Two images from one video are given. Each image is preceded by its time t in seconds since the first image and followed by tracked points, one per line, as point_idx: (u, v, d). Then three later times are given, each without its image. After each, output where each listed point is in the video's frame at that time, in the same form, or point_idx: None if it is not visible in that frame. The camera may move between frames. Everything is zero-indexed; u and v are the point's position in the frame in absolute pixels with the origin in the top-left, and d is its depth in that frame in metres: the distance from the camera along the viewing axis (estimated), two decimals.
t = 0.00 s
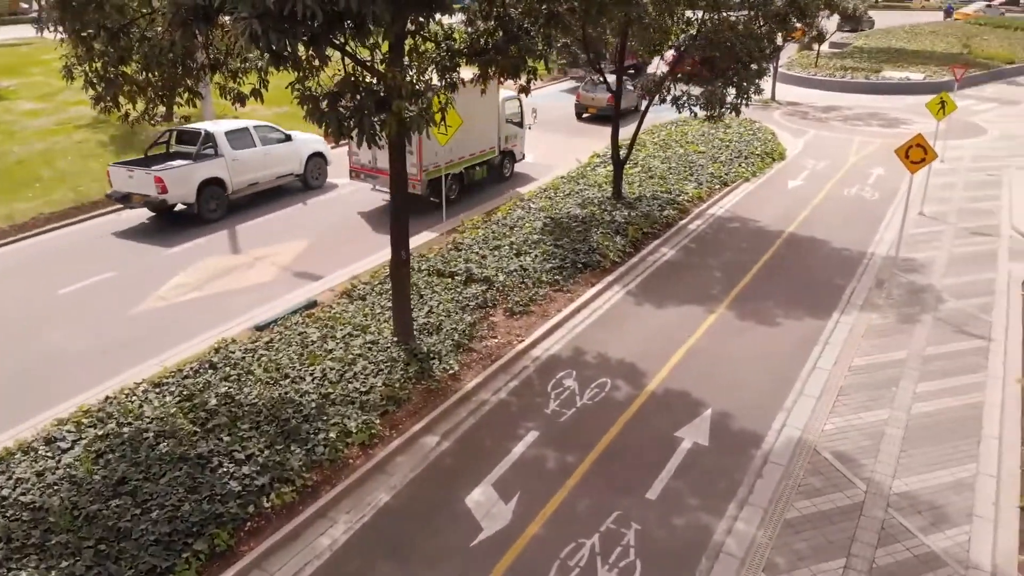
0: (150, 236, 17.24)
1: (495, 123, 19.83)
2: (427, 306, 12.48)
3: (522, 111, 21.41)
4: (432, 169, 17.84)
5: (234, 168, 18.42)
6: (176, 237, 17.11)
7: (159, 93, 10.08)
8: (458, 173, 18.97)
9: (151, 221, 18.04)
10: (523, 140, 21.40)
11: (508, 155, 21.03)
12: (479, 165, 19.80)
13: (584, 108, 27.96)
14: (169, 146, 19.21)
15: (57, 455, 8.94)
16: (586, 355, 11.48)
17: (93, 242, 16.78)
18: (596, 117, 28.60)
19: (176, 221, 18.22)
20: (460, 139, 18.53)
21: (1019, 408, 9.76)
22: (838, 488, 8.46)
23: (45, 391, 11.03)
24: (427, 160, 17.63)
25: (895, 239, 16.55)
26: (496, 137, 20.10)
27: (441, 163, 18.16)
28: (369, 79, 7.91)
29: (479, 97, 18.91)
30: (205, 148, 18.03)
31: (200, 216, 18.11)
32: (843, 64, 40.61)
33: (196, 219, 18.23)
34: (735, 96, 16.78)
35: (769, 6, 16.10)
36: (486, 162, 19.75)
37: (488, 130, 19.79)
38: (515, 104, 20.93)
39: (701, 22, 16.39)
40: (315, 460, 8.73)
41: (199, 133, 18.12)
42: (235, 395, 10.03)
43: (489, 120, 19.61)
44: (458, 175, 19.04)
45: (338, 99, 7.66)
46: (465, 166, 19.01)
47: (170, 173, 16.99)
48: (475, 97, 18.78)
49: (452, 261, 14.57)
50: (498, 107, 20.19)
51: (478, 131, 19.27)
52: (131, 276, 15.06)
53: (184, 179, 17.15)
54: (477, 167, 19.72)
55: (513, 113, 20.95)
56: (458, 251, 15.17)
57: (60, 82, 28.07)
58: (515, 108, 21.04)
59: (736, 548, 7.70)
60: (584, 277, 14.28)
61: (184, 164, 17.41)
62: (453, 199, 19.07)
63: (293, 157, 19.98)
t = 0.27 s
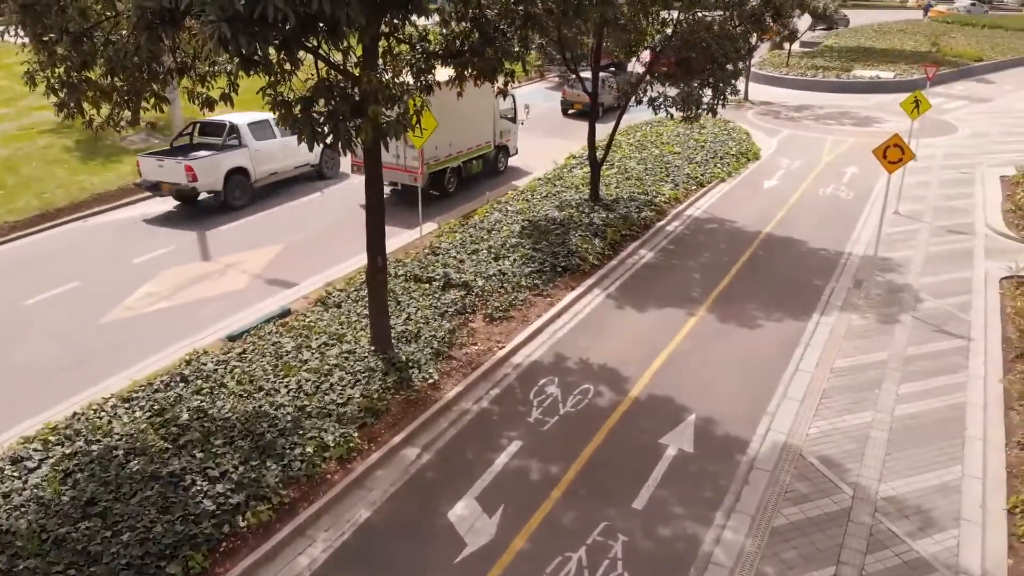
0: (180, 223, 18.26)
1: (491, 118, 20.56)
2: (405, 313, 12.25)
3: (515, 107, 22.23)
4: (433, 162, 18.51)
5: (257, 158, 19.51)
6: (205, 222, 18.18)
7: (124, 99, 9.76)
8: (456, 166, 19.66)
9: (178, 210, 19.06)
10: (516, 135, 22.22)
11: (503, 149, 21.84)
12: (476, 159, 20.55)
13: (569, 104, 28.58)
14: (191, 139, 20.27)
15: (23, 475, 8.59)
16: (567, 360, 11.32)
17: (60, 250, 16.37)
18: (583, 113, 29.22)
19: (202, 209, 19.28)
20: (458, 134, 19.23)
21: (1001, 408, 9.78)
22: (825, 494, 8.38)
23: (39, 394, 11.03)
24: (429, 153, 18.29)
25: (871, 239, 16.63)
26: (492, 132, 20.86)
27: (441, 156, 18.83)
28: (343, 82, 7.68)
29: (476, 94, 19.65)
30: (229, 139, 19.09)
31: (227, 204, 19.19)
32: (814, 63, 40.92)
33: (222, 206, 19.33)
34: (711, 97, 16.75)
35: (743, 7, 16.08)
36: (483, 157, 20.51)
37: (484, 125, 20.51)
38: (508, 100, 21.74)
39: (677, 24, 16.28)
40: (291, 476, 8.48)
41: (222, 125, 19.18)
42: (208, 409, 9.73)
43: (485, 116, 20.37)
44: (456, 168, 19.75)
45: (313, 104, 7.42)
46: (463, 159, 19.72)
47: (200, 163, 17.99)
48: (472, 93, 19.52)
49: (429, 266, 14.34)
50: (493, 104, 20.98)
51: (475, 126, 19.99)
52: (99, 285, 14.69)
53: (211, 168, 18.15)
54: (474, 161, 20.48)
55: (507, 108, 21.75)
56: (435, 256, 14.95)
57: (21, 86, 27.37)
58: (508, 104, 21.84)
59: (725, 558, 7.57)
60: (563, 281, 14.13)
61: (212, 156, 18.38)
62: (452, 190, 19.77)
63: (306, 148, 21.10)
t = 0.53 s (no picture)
0: (203, 209, 19.28)
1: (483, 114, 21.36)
2: (384, 320, 12.01)
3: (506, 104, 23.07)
4: (433, 157, 19.21)
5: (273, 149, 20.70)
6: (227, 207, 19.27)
7: (89, 106, 9.43)
8: (453, 161, 20.37)
9: (198, 197, 20.11)
10: (507, 130, 23.07)
11: (496, 144, 22.65)
12: (471, 154, 21.33)
13: (556, 100, 29.21)
14: (209, 131, 21.38)
15: None
16: (550, 365, 11.15)
17: (26, 258, 15.93)
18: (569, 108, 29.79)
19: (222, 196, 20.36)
20: (454, 130, 19.94)
21: (984, 408, 9.79)
22: (813, 500, 8.30)
23: (38, 394, 11.04)
24: (428, 148, 18.97)
25: (849, 238, 16.68)
26: (486, 128, 21.65)
27: (440, 151, 19.55)
28: (318, 86, 7.45)
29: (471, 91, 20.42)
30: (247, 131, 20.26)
31: (246, 193, 20.26)
32: (787, 62, 41.16)
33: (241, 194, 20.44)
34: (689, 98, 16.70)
35: (721, 8, 16.04)
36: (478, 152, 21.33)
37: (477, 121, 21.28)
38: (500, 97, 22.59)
39: (653, 23, 16.14)
40: (269, 492, 8.23)
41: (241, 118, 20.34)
42: (181, 423, 9.43)
43: (479, 112, 21.18)
44: (453, 162, 20.45)
45: (287, 109, 7.21)
46: (460, 154, 20.45)
47: (222, 153, 19.11)
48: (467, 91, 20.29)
49: (408, 271, 14.11)
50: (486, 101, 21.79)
51: (470, 122, 20.75)
52: (67, 294, 14.29)
53: (232, 158, 19.27)
54: (469, 155, 21.22)
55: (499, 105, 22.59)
56: (414, 261, 14.72)
57: None
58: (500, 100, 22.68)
59: (715, 568, 7.45)
60: (544, 284, 13.97)
61: (229, 147, 19.45)
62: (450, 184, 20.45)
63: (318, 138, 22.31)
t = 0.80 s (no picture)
0: (182, 213, 19.05)
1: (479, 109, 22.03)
2: (364, 328, 11.78)
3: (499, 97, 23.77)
4: (433, 153, 19.83)
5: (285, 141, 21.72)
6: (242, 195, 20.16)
7: (56, 111, 9.12)
8: (451, 155, 20.98)
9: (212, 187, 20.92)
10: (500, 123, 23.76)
11: (490, 137, 23.32)
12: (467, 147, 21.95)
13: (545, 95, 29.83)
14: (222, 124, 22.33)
15: None
16: (535, 371, 10.98)
17: None
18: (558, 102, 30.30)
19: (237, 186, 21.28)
20: (451, 125, 20.55)
21: (970, 409, 9.79)
22: (804, 507, 8.21)
23: (39, 395, 11.10)
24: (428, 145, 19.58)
25: (830, 238, 16.71)
26: (481, 121, 22.31)
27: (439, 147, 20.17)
28: (294, 90, 7.23)
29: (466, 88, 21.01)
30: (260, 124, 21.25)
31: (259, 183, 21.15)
32: (763, 62, 41.34)
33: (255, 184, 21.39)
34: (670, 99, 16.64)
35: (700, 8, 15.97)
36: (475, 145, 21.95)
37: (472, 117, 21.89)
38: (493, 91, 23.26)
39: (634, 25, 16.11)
40: (248, 509, 7.99)
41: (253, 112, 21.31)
42: (157, 438, 9.15)
43: (474, 107, 21.85)
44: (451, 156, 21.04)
45: (263, 115, 6.98)
46: (457, 148, 21.06)
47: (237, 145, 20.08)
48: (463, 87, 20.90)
49: (388, 277, 13.89)
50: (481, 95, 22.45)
51: (465, 117, 21.37)
52: (37, 304, 13.91)
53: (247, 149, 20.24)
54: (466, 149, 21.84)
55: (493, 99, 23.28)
56: (394, 266, 14.49)
57: None
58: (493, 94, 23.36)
59: None
60: (527, 289, 13.80)
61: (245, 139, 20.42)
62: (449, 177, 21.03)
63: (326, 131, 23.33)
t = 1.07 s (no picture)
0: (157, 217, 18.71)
1: (475, 103, 22.71)
2: (345, 336, 11.54)
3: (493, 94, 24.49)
4: (433, 146, 20.44)
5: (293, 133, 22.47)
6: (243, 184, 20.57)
7: (21, 117, 8.80)
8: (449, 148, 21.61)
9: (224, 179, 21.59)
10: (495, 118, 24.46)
11: (485, 132, 23.99)
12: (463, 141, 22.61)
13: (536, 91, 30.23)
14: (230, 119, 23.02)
15: None
16: (520, 377, 10.80)
17: None
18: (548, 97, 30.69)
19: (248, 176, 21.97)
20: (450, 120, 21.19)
21: (958, 410, 9.79)
22: (795, 513, 8.12)
23: (21, 401, 10.92)
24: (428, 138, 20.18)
25: (812, 239, 16.70)
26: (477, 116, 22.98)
27: (438, 140, 20.78)
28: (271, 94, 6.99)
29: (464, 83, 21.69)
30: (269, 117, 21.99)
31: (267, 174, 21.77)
32: (741, 62, 41.43)
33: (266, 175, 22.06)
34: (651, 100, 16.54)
35: (682, 9, 15.86)
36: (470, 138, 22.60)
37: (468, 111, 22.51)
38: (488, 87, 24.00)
39: (614, 26, 16.01)
40: (228, 526, 7.75)
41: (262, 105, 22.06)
42: (133, 452, 8.87)
43: (471, 102, 22.53)
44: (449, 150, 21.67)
45: (240, 120, 6.76)
46: (455, 142, 21.70)
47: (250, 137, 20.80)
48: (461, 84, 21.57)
49: (369, 282, 13.66)
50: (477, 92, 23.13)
51: (462, 112, 22.03)
52: (9, 313, 13.54)
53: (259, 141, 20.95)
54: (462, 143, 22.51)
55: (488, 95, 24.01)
56: (375, 271, 14.25)
57: None
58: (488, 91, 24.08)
59: None
60: (510, 293, 13.62)
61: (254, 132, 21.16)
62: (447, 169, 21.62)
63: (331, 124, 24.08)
